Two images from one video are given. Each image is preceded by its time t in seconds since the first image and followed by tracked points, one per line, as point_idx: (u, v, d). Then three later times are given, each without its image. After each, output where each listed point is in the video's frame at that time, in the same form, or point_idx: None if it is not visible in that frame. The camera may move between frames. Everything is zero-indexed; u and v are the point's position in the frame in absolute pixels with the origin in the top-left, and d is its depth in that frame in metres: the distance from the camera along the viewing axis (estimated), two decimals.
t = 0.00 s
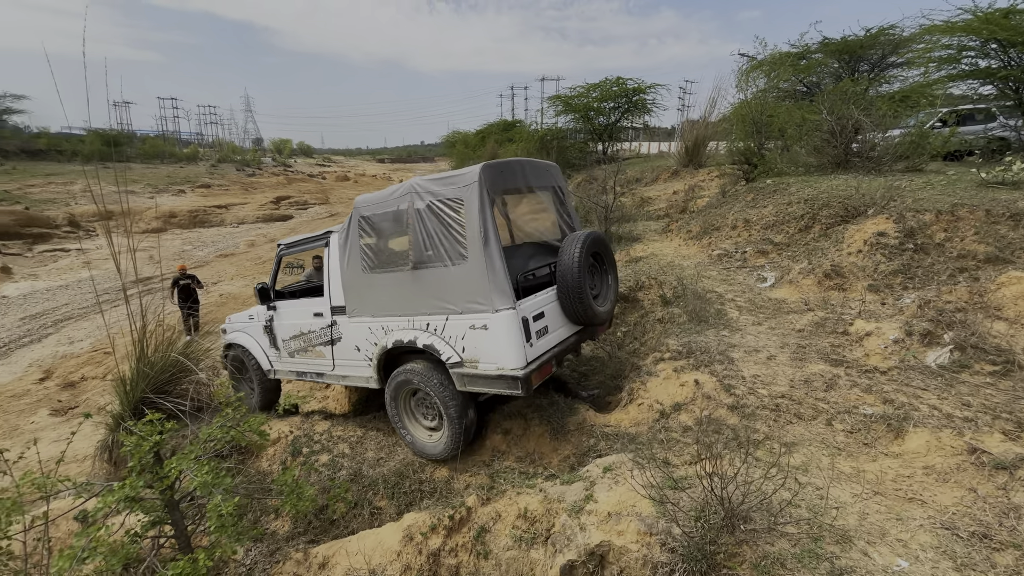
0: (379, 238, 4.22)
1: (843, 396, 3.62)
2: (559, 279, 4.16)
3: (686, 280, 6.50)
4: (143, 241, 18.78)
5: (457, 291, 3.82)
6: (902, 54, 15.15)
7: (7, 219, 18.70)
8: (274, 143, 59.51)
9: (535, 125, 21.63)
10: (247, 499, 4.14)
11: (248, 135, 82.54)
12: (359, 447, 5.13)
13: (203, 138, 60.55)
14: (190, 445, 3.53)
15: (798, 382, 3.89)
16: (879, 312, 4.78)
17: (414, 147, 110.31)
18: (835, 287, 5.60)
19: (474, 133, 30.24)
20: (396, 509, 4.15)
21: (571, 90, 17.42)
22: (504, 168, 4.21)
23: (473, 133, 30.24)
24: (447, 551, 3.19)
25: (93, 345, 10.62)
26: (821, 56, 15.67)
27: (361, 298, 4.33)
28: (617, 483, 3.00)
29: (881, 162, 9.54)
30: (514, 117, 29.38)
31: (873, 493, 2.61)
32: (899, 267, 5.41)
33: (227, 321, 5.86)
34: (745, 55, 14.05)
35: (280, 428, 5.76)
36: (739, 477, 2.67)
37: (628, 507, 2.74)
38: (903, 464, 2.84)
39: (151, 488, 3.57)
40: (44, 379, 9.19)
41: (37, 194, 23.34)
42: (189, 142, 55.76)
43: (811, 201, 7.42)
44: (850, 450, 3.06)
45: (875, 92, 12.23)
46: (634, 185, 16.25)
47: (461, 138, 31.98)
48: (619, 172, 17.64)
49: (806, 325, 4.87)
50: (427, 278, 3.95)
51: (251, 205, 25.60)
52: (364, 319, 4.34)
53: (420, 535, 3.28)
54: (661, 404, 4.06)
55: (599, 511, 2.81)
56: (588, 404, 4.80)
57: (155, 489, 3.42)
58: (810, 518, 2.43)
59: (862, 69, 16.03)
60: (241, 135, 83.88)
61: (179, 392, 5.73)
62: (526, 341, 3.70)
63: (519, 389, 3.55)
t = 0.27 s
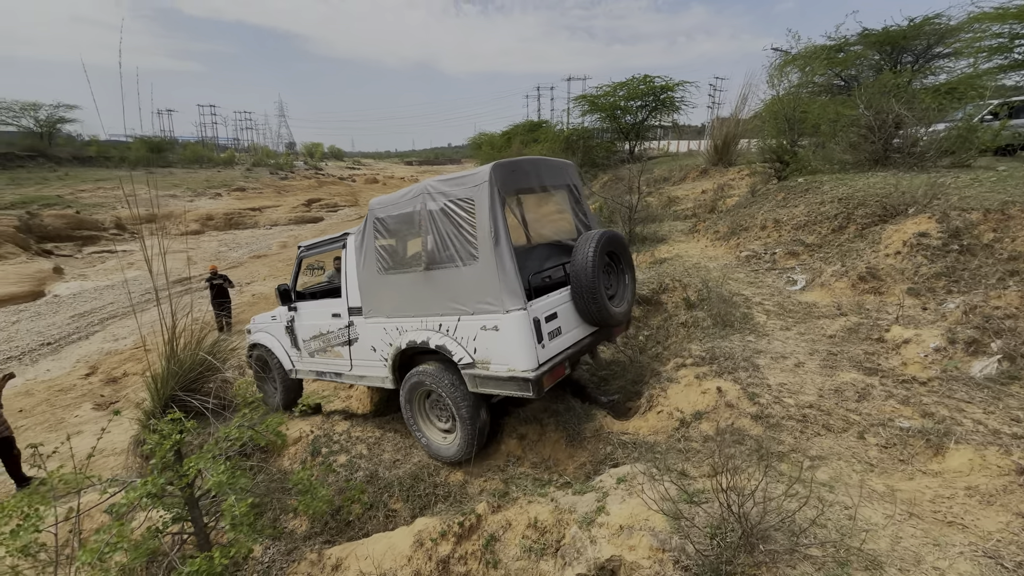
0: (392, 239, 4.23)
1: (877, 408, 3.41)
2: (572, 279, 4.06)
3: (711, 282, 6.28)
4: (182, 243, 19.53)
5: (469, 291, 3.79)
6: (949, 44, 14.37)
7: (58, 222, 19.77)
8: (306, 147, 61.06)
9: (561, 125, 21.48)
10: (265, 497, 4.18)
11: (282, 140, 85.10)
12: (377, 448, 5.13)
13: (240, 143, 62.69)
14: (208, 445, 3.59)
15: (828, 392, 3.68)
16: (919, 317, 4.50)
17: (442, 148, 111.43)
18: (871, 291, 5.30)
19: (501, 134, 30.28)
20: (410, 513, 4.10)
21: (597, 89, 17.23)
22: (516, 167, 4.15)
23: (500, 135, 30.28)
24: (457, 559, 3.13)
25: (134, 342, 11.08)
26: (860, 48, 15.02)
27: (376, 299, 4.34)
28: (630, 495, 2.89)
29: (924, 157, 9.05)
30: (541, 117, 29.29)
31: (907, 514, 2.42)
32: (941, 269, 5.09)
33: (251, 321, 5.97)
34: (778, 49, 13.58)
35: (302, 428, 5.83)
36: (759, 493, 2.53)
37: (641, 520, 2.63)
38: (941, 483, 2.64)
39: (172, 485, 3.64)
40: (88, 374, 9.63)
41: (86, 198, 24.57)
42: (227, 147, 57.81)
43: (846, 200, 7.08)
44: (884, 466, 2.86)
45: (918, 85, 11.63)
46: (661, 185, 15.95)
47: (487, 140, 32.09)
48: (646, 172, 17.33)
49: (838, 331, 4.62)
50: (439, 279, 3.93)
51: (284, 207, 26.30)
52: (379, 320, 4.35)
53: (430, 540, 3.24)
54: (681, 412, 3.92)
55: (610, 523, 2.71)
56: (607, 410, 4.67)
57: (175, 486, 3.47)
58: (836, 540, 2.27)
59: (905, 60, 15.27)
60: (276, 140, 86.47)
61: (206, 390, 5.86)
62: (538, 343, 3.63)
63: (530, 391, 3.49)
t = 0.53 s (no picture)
0: (406, 247, 4.27)
1: (906, 423, 3.24)
2: (583, 289, 4.04)
3: (734, 288, 6.11)
4: (215, 244, 20.19)
5: (478, 301, 3.81)
6: (995, 38, 13.70)
7: (102, 224, 20.72)
8: (335, 151, 62.38)
9: (585, 127, 21.35)
10: (282, 496, 4.23)
11: (312, 144, 87.19)
12: (392, 450, 5.15)
13: (272, 147, 64.51)
14: (227, 444, 3.66)
15: (854, 405, 3.51)
16: (955, 327, 4.26)
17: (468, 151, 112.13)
18: (903, 299, 5.06)
19: (525, 136, 30.30)
20: (421, 516, 4.07)
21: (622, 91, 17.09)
22: (528, 176, 4.13)
23: (524, 137, 30.31)
24: (464, 566, 3.10)
25: (168, 339, 11.50)
26: (898, 44, 14.45)
27: (390, 304, 4.39)
28: (639, 509, 2.83)
29: (965, 158, 8.64)
30: (565, 119, 29.17)
31: (934, 539, 2.28)
32: (981, 276, 4.82)
33: (274, 322, 6.09)
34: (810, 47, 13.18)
35: (321, 428, 5.91)
36: (772, 511, 2.43)
37: (649, 535, 2.56)
38: (974, 506, 2.48)
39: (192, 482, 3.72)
40: (125, 370, 10.04)
41: (128, 201, 25.66)
42: (260, 151, 59.56)
43: (878, 203, 6.80)
44: (911, 486, 2.71)
45: (960, 81, 11.11)
46: (687, 187, 15.67)
47: (512, 142, 32.16)
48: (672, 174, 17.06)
49: (867, 340, 4.42)
50: (450, 287, 3.96)
51: (312, 209, 26.91)
52: (393, 325, 4.39)
53: (438, 546, 3.23)
54: (698, 422, 3.82)
55: (617, 537, 2.65)
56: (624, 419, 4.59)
57: (194, 483, 3.55)
58: (854, 564, 2.15)
59: (947, 56, 14.62)
60: (307, 144, 88.70)
61: (230, 389, 6.00)
62: (546, 354, 3.64)
63: (537, 403, 3.50)
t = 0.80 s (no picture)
0: (413, 248, 4.34)
1: (940, 437, 3.12)
2: (584, 288, 4.03)
3: (759, 294, 5.99)
4: (243, 244, 20.70)
5: (481, 299, 3.84)
6: None
7: (136, 224, 21.45)
8: (359, 153, 63.37)
9: (607, 130, 21.23)
10: (302, 493, 4.29)
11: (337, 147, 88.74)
12: (410, 451, 5.18)
13: (298, 150, 65.86)
14: (250, 440, 3.73)
15: (884, 417, 3.40)
16: (994, 338, 4.10)
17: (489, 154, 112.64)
18: (938, 307, 4.89)
19: (546, 139, 30.29)
20: (438, 517, 4.07)
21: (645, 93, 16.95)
22: (532, 179, 4.16)
23: (545, 140, 30.29)
24: (480, 568, 3.10)
25: (197, 337, 11.82)
26: (935, 44, 14.01)
27: (398, 303, 4.46)
28: (658, 517, 2.79)
29: (1005, 161, 8.32)
30: (587, 122, 29.07)
31: (970, 560, 2.19)
32: (1022, 285, 4.62)
33: (295, 322, 6.20)
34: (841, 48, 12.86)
35: (341, 427, 5.99)
36: (796, 525, 2.36)
37: (668, 544, 2.52)
38: (1013, 526, 2.37)
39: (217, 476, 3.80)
40: (155, 365, 10.35)
41: (161, 202, 26.51)
42: (286, 154, 60.88)
43: (912, 208, 6.59)
44: (944, 503, 2.60)
45: (1000, 82, 10.71)
46: (710, 190, 15.45)
47: (533, 145, 32.18)
48: (695, 177, 16.82)
49: (898, 350, 4.28)
50: (455, 286, 4.01)
51: (336, 211, 27.37)
52: (402, 323, 4.45)
53: (454, 548, 3.23)
54: (718, 430, 3.75)
55: (635, 545, 2.62)
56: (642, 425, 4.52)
57: (219, 478, 3.62)
58: None
59: (987, 56, 14.12)
60: (332, 147, 90.28)
61: (254, 386, 6.13)
62: (545, 350, 3.64)
63: (536, 398, 3.50)
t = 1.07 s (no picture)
0: (432, 252, 4.37)
1: (971, 449, 3.05)
2: (602, 294, 4.02)
3: (780, 301, 5.92)
4: (262, 245, 21.05)
5: (499, 303, 3.86)
6: None
7: (160, 224, 21.97)
8: (376, 156, 64.07)
9: (624, 134, 21.18)
10: (323, 491, 4.34)
11: (354, 150, 89.87)
12: (427, 452, 5.21)
13: (316, 153, 66.82)
14: (274, 437, 3.79)
15: (912, 428, 3.34)
16: None
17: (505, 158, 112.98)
18: (968, 317, 4.78)
19: (562, 143, 30.32)
20: (456, 518, 4.08)
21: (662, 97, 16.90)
22: (549, 184, 4.17)
23: (561, 144, 30.32)
24: (499, 570, 3.10)
25: (217, 335, 12.05)
26: (963, 47, 13.74)
27: (417, 306, 4.50)
28: (680, 523, 2.78)
29: None
30: (604, 127, 29.03)
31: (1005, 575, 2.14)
32: None
33: (315, 322, 6.29)
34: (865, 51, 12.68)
35: (359, 426, 6.04)
36: (822, 534, 2.33)
37: (691, 550, 2.51)
38: None
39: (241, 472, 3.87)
40: (178, 362, 10.57)
41: (184, 203, 27.13)
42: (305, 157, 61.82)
43: (939, 215, 6.46)
44: (977, 517, 2.53)
45: None
46: (728, 195, 15.30)
47: (549, 149, 32.23)
48: (713, 181, 16.68)
49: (926, 360, 4.19)
50: (473, 291, 4.03)
51: (354, 213, 27.69)
52: (420, 325, 4.48)
53: (474, 549, 3.24)
54: (740, 438, 3.71)
55: (658, 550, 2.61)
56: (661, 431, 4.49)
57: (243, 473, 3.69)
58: None
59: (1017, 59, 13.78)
60: (349, 150, 91.42)
61: (275, 385, 6.22)
62: (563, 355, 3.64)
63: (553, 402, 3.51)
